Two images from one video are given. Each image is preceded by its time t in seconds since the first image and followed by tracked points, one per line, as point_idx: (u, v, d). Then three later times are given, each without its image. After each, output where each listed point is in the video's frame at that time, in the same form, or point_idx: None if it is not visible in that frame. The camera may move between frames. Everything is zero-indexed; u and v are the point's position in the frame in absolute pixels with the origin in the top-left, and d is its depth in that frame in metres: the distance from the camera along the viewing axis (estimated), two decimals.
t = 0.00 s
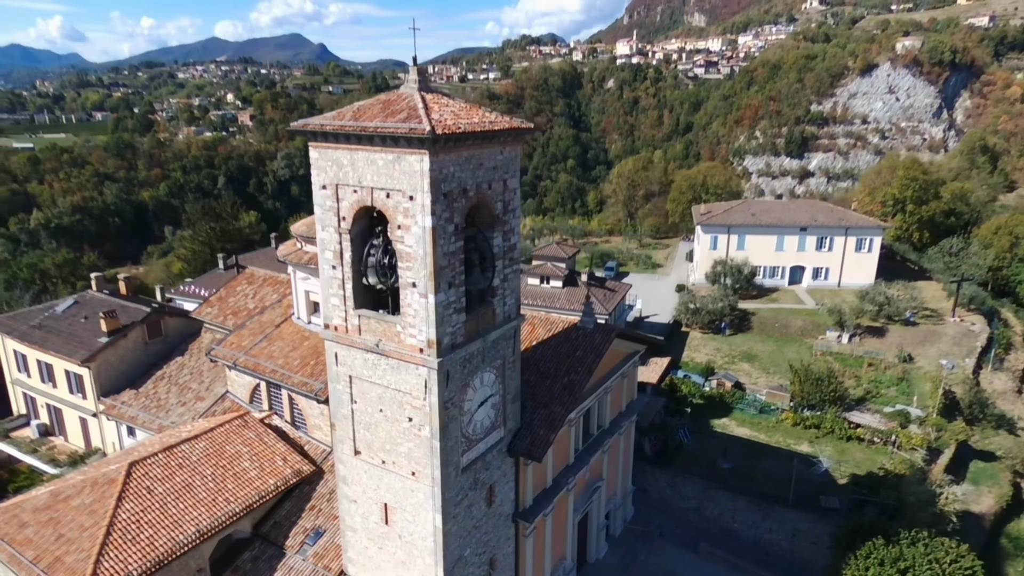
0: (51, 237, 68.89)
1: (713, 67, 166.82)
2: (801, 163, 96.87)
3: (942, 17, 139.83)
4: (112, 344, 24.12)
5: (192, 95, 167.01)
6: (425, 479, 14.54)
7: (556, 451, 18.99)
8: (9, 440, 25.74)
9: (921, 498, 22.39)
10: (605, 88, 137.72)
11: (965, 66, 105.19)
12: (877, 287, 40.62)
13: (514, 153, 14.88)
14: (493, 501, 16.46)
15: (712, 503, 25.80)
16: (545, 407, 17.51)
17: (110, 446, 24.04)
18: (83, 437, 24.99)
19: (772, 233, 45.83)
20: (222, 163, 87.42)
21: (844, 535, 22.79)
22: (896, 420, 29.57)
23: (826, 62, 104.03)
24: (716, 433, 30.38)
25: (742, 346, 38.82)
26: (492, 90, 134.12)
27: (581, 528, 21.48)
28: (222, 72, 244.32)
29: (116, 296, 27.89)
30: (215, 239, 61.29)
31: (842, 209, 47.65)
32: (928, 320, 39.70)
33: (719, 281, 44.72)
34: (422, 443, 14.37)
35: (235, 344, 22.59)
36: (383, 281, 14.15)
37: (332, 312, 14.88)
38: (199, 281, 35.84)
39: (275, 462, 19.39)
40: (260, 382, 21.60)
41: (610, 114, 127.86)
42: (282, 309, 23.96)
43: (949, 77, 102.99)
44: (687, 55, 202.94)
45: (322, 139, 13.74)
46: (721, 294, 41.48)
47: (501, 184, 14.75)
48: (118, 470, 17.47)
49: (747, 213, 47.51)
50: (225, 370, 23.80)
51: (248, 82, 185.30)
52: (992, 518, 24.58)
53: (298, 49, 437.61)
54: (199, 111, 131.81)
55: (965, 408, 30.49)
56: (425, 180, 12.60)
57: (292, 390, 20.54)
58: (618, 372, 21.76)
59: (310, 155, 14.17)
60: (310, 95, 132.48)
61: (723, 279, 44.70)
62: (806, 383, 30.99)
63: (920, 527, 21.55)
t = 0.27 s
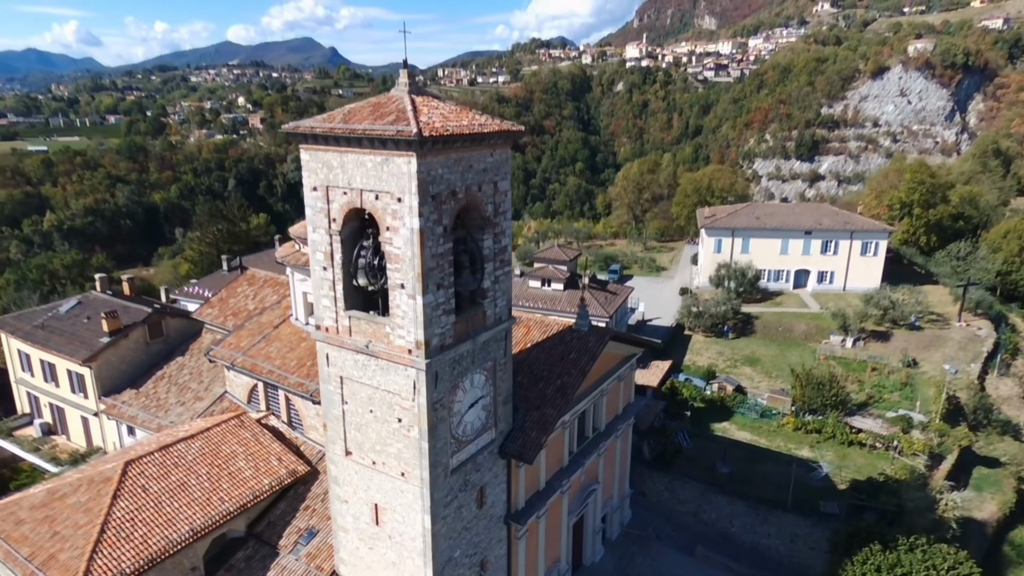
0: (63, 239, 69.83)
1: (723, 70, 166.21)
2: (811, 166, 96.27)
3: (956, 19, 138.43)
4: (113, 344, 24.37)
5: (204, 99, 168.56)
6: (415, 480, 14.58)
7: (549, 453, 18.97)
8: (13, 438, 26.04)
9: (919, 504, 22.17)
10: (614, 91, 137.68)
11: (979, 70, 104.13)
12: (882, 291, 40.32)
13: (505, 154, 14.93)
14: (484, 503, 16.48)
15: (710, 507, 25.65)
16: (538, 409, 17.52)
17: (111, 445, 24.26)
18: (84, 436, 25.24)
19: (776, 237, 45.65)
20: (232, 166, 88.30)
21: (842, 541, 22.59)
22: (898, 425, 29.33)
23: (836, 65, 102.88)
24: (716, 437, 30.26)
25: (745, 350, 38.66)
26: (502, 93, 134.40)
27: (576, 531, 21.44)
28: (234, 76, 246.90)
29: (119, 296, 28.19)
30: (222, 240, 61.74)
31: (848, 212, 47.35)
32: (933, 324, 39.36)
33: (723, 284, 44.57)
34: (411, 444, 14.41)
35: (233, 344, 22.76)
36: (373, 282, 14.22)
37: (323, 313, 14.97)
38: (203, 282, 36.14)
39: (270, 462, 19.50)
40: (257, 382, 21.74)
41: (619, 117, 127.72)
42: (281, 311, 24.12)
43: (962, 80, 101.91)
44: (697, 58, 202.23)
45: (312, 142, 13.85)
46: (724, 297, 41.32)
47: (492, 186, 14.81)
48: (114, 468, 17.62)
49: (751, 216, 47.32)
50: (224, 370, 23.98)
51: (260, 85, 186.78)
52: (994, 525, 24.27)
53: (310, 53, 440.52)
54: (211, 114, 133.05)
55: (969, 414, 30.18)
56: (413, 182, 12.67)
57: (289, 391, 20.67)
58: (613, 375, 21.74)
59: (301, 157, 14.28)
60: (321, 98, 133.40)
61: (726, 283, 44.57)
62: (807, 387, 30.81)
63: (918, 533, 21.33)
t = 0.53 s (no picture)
0: (75, 238, 70.78)
1: (732, 71, 165.27)
2: (822, 167, 95.60)
3: (970, 19, 136.72)
4: (114, 343, 24.53)
5: (216, 100, 169.78)
6: (404, 481, 14.56)
7: (544, 455, 18.90)
8: (16, 436, 26.25)
9: (920, 509, 21.87)
10: (623, 92, 137.36)
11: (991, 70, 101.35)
12: (888, 294, 39.96)
13: (496, 156, 14.93)
14: (476, 504, 16.42)
15: (709, 510, 25.42)
16: (531, 411, 17.45)
17: (111, 443, 24.40)
18: (85, 434, 25.41)
19: (781, 239, 45.30)
20: (243, 166, 89.47)
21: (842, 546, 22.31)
22: (901, 430, 29.02)
23: (847, 66, 101.47)
24: (717, 440, 30.07)
25: (748, 353, 38.42)
26: (510, 94, 134.44)
27: (572, 534, 21.33)
28: (246, 77, 248.93)
29: (121, 296, 28.38)
30: (228, 241, 62.09)
31: (854, 214, 46.93)
32: (939, 328, 38.96)
33: (727, 286, 44.32)
34: (401, 445, 14.39)
35: (231, 344, 22.87)
36: (363, 282, 14.22)
37: (315, 313, 14.99)
38: (206, 282, 36.35)
39: (265, 461, 19.53)
40: (254, 382, 21.82)
41: (629, 118, 127.49)
42: (280, 310, 24.20)
43: (976, 81, 100.21)
44: (707, 59, 201.12)
45: (303, 142, 13.87)
46: (728, 300, 41.08)
47: (483, 187, 14.79)
48: (109, 467, 17.70)
49: (756, 217, 47.02)
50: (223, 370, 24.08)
51: (271, 86, 187.87)
52: (998, 531, 23.92)
53: (321, 54, 442.64)
54: (221, 115, 133.99)
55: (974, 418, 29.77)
56: (401, 183, 12.66)
57: (285, 391, 20.73)
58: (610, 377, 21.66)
59: (292, 158, 14.30)
60: (330, 100, 134.04)
61: (731, 285, 44.31)
62: (809, 391, 30.56)
63: (918, 540, 21.02)
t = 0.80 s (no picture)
0: (87, 237, 71.80)
1: (743, 71, 164.21)
2: (833, 168, 94.87)
3: (985, 18, 134.87)
4: (114, 343, 24.65)
5: (228, 100, 170.93)
6: (395, 484, 14.47)
7: (539, 458, 18.76)
8: (19, 434, 26.46)
9: (923, 516, 21.50)
10: (633, 92, 136.96)
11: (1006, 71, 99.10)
12: (895, 296, 39.50)
13: (489, 157, 14.83)
14: (468, 508, 16.30)
15: (709, 515, 25.16)
16: (525, 414, 17.34)
17: (111, 442, 24.50)
18: (86, 433, 25.54)
19: (788, 240, 44.89)
20: (253, 166, 90.92)
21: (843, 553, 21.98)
22: (906, 435, 28.67)
23: (860, 65, 100.31)
24: (719, 443, 29.83)
25: (752, 355, 38.13)
26: (520, 94, 134.35)
27: (569, 537, 21.18)
28: (258, 78, 249.92)
29: (123, 295, 28.52)
30: (235, 240, 62.36)
31: (862, 215, 46.43)
32: (947, 331, 38.50)
33: (732, 287, 43.98)
34: (392, 448, 14.30)
35: (230, 344, 22.91)
36: (355, 284, 14.15)
37: (306, 315, 14.94)
38: (210, 281, 36.50)
39: (260, 462, 19.51)
40: (252, 382, 21.84)
41: (638, 119, 127.17)
42: (279, 310, 24.21)
43: (990, 80, 98.43)
44: (717, 59, 199.96)
45: (294, 143, 13.82)
46: (733, 302, 40.77)
47: (476, 189, 14.69)
48: (104, 466, 17.74)
49: (763, 219, 46.64)
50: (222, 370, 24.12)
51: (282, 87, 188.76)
52: (1004, 538, 23.51)
53: (332, 54, 444.50)
54: (232, 115, 134.83)
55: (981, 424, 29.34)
56: (390, 184, 12.59)
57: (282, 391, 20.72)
58: (608, 380, 21.50)
59: (284, 158, 14.25)
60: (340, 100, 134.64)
61: (736, 286, 43.96)
62: (813, 394, 30.25)
63: (921, 547, 20.66)
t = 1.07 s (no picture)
0: (98, 235, 72.64)
1: (754, 70, 163.05)
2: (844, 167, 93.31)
3: (1001, 17, 132.89)
4: (114, 342, 24.70)
5: (238, 100, 171.76)
6: (386, 488, 14.32)
7: (535, 461, 18.55)
8: (20, 432, 26.59)
9: (927, 524, 21.09)
10: (643, 92, 136.46)
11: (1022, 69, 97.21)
12: (903, 299, 38.98)
13: (482, 158, 14.69)
14: (461, 512, 16.13)
15: (711, 520, 24.86)
16: (520, 418, 17.16)
17: (110, 441, 24.54)
18: (86, 432, 25.60)
19: (795, 241, 44.43)
20: (262, 165, 91.31)
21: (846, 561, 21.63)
22: (912, 440, 28.26)
23: (872, 65, 99.19)
24: (721, 447, 29.55)
25: (757, 358, 37.82)
26: (529, 93, 134.26)
27: (566, 541, 20.96)
28: (269, 77, 250.78)
29: (125, 294, 28.58)
30: (241, 239, 62.58)
31: (871, 217, 45.85)
32: (956, 335, 37.97)
33: (738, 289, 43.59)
34: (382, 451, 14.14)
35: (228, 344, 22.88)
36: (346, 286, 14.03)
37: (298, 316, 14.84)
38: (213, 281, 36.57)
39: (256, 463, 19.43)
40: (249, 383, 21.79)
41: (648, 118, 126.62)
42: (277, 311, 24.13)
43: (1003, 80, 96.75)
44: (728, 58, 198.70)
45: (284, 144, 13.71)
46: (738, 303, 40.40)
47: (468, 191, 14.53)
48: (99, 466, 17.72)
49: (769, 220, 46.18)
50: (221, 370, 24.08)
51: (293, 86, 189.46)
52: (1012, 547, 23.05)
53: (343, 54, 445.94)
54: (243, 114, 135.53)
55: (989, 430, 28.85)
56: (379, 186, 12.45)
57: (278, 392, 20.66)
58: (607, 383, 21.29)
59: (275, 159, 14.13)
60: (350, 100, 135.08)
61: (742, 288, 43.54)
62: (817, 398, 29.90)
63: (924, 556, 20.24)
